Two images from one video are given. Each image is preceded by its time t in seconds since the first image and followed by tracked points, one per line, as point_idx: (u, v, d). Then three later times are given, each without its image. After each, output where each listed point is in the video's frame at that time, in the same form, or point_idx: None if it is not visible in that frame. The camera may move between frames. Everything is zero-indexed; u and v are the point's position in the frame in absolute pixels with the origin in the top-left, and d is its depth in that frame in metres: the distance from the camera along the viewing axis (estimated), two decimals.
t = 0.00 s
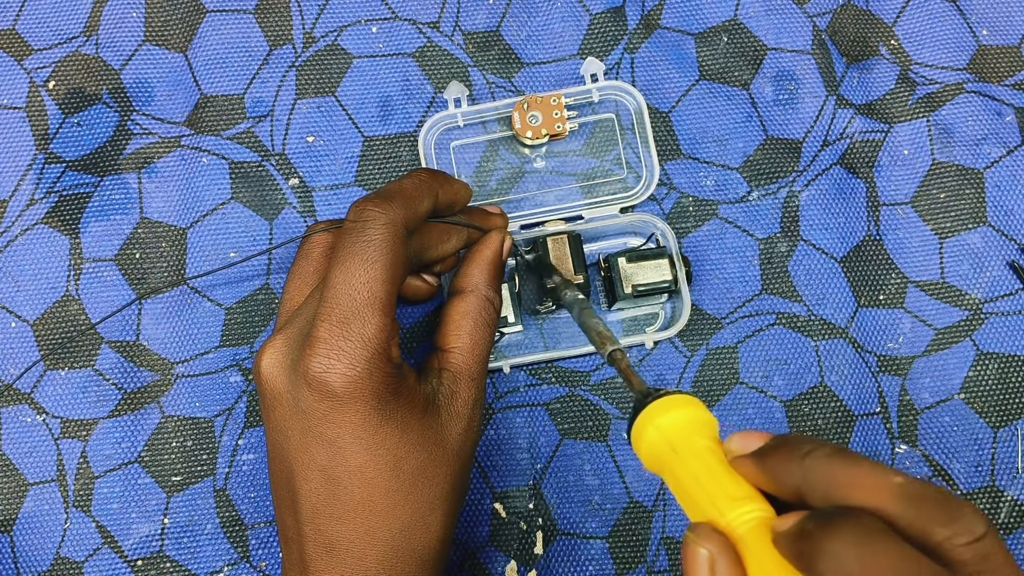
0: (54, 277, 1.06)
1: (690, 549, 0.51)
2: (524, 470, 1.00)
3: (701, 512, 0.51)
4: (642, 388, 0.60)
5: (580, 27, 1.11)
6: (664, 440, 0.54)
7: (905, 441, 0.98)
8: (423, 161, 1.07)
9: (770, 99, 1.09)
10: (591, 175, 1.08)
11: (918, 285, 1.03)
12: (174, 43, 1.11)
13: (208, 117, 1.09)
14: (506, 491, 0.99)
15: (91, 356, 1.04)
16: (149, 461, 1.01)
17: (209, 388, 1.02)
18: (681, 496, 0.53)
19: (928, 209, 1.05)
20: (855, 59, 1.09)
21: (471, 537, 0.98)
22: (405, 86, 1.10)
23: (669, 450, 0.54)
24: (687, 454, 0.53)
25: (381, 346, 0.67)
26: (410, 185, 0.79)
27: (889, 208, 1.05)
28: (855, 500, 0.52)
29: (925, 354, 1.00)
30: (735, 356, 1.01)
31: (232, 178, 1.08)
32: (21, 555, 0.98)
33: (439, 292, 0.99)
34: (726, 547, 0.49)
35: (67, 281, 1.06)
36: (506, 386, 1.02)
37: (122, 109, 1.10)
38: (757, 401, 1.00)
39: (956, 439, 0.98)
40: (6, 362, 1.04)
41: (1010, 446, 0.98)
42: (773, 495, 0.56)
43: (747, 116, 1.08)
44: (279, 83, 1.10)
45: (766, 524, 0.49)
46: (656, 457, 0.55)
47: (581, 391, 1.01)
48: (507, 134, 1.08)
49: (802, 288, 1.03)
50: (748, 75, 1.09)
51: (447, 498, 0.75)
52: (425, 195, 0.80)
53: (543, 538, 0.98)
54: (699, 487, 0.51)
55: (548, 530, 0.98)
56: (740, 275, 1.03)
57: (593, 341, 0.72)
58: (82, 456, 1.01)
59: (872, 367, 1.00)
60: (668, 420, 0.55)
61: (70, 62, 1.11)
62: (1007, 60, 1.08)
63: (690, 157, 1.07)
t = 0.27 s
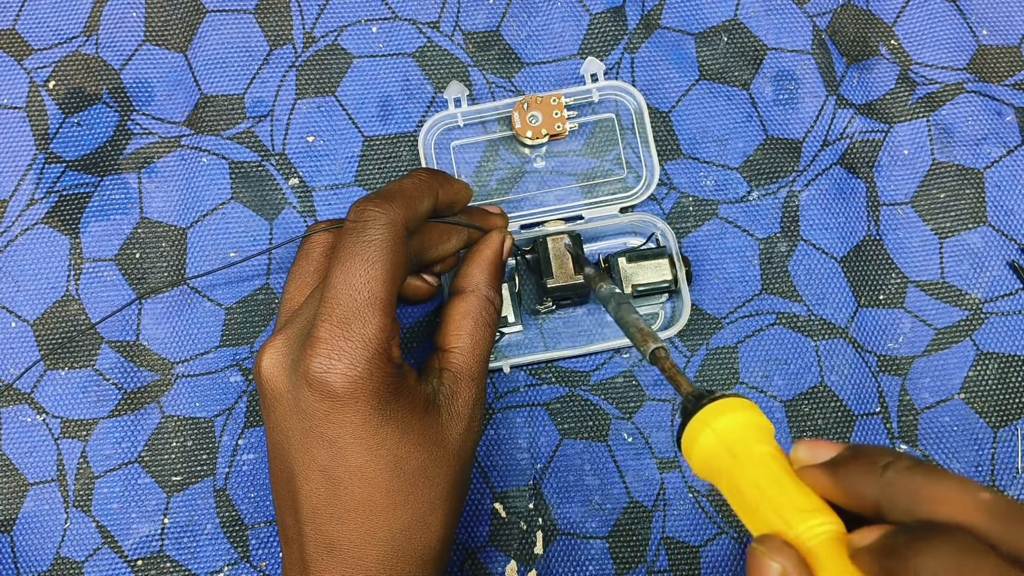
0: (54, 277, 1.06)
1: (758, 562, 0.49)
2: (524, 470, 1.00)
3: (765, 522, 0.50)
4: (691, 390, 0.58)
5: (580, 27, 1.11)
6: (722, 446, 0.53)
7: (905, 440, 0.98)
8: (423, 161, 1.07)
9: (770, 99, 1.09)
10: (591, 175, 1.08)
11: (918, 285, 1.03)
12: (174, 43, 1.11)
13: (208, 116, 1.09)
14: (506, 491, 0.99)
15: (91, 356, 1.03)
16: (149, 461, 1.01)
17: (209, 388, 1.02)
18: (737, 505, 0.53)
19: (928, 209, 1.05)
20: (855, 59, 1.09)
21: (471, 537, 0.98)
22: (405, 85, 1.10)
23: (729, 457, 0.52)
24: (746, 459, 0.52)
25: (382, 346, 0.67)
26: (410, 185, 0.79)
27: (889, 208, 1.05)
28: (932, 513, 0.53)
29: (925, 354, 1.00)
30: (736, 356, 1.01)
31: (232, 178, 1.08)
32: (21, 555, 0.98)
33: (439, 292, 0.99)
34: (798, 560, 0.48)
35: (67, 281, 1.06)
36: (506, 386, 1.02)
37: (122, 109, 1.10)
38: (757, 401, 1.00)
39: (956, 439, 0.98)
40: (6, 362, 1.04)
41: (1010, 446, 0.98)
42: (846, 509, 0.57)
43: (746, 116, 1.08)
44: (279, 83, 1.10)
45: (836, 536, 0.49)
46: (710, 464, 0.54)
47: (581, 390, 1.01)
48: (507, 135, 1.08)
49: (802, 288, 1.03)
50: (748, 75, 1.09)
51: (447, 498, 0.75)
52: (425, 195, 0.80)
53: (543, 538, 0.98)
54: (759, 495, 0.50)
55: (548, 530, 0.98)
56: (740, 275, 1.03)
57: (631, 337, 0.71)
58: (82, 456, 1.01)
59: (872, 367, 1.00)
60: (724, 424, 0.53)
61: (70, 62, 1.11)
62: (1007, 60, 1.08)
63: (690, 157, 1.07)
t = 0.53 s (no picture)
0: (54, 277, 1.06)
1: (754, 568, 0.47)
2: (524, 470, 1.00)
3: (760, 523, 0.48)
4: (682, 395, 0.57)
5: (580, 27, 1.11)
6: (714, 448, 0.51)
7: (905, 441, 0.98)
8: (423, 161, 1.07)
9: (770, 99, 1.09)
10: (592, 175, 1.08)
11: (918, 285, 1.03)
12: (174, 43, 1.11)
13: (208, 116, 1.09)
14: (506, 491, 0.99)
15: (91, 357, 1.03)
16: (149, 461, 1.01)
17: (209, 388, 1.02)
18: (735, 512, 0.50)
19: (928, 209, 1.05)
20: (855, 59, 1.09)
21: (471, 537, 0.98)
22: (405, 86, 1.10)
23: (721, 459, 0.50)
24: (737, 460, 0.50)
25: (382, 346, 0.67)
26: (411, 185, 0.79)
27: (889, 208, 1.05)
28: (932, 516, 0.49)
29: (925, 354, 1.00)
30: (736, 356, 1.01)
31: (232, 178, 1.08)
32: (21, 555, 0.98)
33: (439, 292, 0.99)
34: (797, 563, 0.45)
35: (67, 281, 1.06)
36: (506, 386, 1.02)
37: (122, 109, 1.10)
38: (757, 401, 1.00)
39: (956, 439, 0.98)
40: (6, 362, 1.04)
41: (1010, 446, 0.98)
42: (851, 514, 0.55)
43: (747, 116, 1.08)
44: (279, 83, 1.10)
45: (832, 535, 0.46)
46: (704, 468, 0.52)
47: (581, 390, 1.01)
48: (508, 135, 1.08)
49: (803, 288, 1.03)
50: (748, 75, 1.09)
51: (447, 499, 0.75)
52: (426, 195, 0.79)
53: (543, 538, 0.98)
54: (756, 499, 0.48)
55: (548, 530, 0.98)
56: (740, 275, 1.03)
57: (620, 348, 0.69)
58: (82, 456, 1.01)
59: (872, 367, 1.00)
60: (717, 428, 0.52)
61: (70, 62, 1.11)
62: (1007, 60, 1.08)
63: (690, 157, 1.07)
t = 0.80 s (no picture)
0: (54, 277, 1.06)
1: None
2: (524, 470, 1.00)
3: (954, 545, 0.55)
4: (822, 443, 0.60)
5: (580, 27, 1.11)
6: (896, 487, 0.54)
7: (905, 441, 0.98)
8: (423, 161, 1.07)
9: (770, 99, 1.09)
10: (592, 175, 1.08)
11: (918, 285, 1.02)
12: (174, 43, 1.11)
13: (208, 116, 1.09)
14: (506, 491, 0.99)
15: (91, 356, 1.04)
16: (149, 461, 1.01)
17: (209, 388, 1.02)
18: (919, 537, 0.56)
19: (928, 209, 1.05)
20: (855, 59, 1.09)
21: (471, 537, 0.98)
22: (405, 86, 1.10)
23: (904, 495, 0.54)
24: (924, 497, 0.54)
25: (382, 346, 0.66)
26: (412, 186, 0.79)
27: (889, 208, 1.05)
28: None
29: (925, 354, 1.00)
30: (736, 356, 1.01)
31: (232, 178, 1.08)
32: (21, 555, 0.99)
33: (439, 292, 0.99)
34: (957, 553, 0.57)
35: (67, 281, 1.06)
36: (506, 386, 1.02)
37: (122, 109, 1.10)
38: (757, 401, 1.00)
39: (956, 439, 0.98)
40: (6, 362, 1.04)
41: (1010, 446, 0.98)
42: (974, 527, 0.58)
43: (747, 116, 1.08)
44: (279, 83, 1.10)
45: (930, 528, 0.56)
46: (882, 507, 0.54)
47: (581, 391, 1.01)
48: (508, 135, 1.08)
49: (803, 288, 1.03)
50: (748, 75, 1.09)
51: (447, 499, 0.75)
52: (426, 195, 0.80)
53: (543, 538, 0.98)
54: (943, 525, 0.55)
55: (548, 530, 0.98)
56: (740, 275, 1.03)
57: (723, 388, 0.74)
58: (82, 455, 1.01)
59: (872, 367, 1.00)
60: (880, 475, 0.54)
61: (70, 62, 1.11)
62: (1007, 60, 1.08)
63: (690, 157, 1.07)
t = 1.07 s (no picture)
0: (54, 277, 1.06)
1: None
2: (524, 470, 1.00)
3: None
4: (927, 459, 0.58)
5: (580, 27, 1.12)
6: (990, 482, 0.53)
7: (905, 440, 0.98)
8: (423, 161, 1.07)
9: (770, 99, 1.09)
10: (592, 175, 1.07)
11: (918, 285, 1.02)
12: (174, 43, 1.11)
13: (208, 116, 1.09)
14: (506, 491, 0.99)
15: (91, 356, 1.03)
16: (150, 460, 1.01)
17: (209, 388, 1.02)
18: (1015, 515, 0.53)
19: (928, 209, 1.05)
20: (855, 59, 1.09)
21: (471, 537, 0.98)
22: (405, 85, 1.10)
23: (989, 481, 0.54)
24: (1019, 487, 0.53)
25: (385, 343, 0.66)
26: (411, 180, 0.79)
27: (889, 208, 1.05)
28: None
29: (925, 354, 1.00)
30: (736, 356, 1.01)
31: (232, 178, 1.08)
32: (21, 555, 0.98)
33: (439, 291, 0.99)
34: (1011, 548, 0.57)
35: (67, 281, 1.06)
36: (506, 386, 1.02)
37: (122, 109, 1.10)
38: (757, 401, 1.00)
39: (956, 439, 0.98)
40: (6, 362, 1.04)
41: (1010, 446, 0.98)
42: None
43: (747, 116, 1.08)
44: (279, 83, 1.10)
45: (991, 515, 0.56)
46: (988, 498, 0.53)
47: (581, 390, 1.01)
48: (508, 135, 1.08)
49: (803, 288, 1.03)
50: (748, 75, 1.09)
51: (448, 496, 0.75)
52: (427, 190, 0.80)
53: (543, 538, 0.98)
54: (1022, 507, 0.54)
55: (548, 530, 0.98)
56: (740, 275, 1.03)
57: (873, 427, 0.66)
58: (82, 455, 1.01)
59: (872, 367, 1.00)
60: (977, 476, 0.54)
61: (70, 62, 1.11)
62: (1007, 60, 1.08)
63: (690, 157, 1.07)
